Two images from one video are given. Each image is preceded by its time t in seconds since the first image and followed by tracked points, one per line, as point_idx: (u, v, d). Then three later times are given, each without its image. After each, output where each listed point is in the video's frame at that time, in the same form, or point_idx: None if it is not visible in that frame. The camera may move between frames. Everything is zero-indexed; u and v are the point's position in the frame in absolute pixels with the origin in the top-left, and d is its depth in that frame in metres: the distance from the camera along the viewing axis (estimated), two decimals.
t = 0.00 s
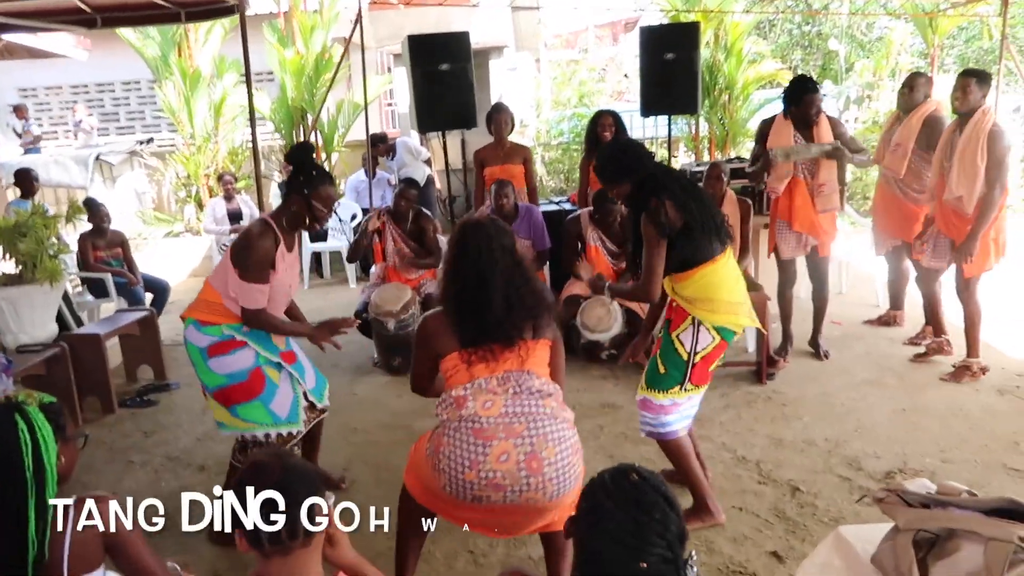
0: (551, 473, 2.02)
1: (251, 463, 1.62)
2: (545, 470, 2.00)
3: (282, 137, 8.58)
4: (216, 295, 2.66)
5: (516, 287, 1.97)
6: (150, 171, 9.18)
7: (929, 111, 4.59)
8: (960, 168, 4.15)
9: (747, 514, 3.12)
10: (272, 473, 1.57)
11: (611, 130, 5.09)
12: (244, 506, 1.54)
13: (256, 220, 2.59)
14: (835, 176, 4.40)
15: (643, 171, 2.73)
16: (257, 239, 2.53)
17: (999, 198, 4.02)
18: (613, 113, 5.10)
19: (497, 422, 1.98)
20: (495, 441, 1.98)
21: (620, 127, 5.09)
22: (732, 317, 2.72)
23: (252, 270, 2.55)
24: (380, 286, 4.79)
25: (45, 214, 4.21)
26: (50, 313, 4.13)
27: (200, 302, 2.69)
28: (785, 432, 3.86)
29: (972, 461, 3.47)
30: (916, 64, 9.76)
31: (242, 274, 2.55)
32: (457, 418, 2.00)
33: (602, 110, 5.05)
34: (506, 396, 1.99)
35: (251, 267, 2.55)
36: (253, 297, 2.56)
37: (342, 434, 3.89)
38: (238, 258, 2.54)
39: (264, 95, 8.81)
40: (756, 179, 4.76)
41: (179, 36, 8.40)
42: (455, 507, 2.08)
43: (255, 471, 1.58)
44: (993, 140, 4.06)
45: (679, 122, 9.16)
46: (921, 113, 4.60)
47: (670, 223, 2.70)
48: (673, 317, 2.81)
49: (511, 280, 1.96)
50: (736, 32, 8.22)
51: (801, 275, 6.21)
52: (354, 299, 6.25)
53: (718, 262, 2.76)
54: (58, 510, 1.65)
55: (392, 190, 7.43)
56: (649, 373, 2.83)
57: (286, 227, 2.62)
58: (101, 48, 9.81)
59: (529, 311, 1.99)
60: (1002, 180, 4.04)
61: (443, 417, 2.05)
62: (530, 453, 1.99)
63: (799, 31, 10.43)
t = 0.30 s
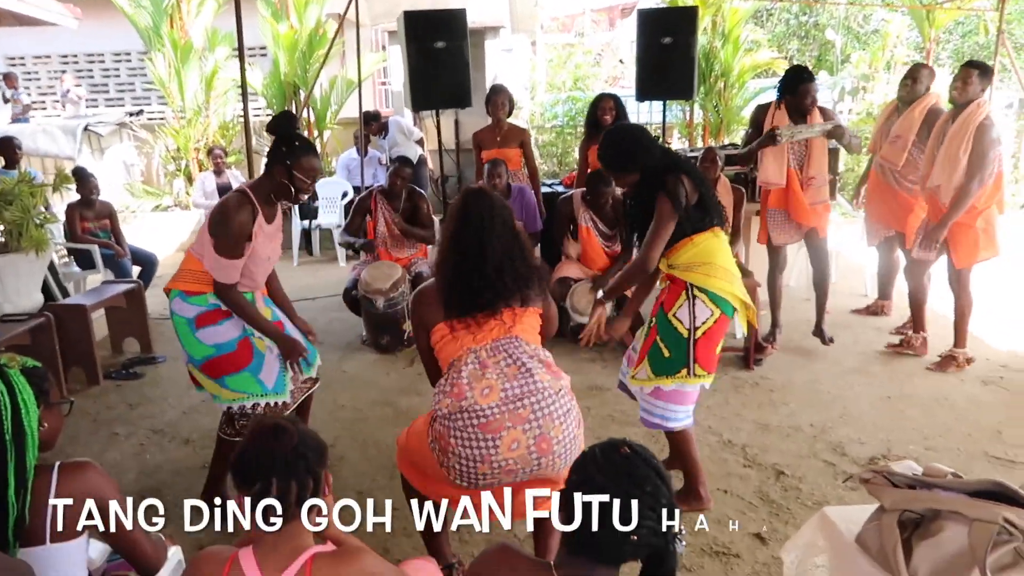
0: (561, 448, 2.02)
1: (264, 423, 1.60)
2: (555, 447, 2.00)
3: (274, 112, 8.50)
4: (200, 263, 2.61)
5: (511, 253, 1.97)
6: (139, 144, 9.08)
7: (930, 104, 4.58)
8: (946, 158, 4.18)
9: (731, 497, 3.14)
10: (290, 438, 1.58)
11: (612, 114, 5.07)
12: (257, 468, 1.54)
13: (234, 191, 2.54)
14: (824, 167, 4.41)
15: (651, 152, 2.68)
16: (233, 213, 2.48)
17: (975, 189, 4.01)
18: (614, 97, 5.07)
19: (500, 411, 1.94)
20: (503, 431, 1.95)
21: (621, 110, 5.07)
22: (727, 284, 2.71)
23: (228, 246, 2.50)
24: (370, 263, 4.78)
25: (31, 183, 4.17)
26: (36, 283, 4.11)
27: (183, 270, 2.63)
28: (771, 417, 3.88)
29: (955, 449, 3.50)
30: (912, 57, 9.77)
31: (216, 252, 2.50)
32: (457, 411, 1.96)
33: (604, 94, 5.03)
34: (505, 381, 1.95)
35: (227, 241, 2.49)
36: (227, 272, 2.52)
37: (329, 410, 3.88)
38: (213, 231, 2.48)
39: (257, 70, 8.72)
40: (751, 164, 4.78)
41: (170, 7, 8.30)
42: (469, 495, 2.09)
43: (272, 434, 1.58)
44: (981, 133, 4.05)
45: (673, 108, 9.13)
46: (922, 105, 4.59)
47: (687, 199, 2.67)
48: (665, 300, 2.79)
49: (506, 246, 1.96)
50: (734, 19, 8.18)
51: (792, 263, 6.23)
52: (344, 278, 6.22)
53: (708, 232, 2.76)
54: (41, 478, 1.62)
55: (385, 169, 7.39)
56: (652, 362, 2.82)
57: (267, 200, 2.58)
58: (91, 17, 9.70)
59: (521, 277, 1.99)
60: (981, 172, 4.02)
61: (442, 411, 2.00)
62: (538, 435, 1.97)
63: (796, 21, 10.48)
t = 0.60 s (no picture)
0: (488, 459, 2.02)
1: (278, 425, 1.64)
2: (481, 457, 2.01)
3: (261, 108, 8.45)
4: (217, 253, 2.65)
5: (485, 243, 2.03)
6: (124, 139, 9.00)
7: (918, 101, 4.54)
8: (931, 156, 4.19)
9: (720, 492, 3.17)
10: (301, 441, 1.62)
11: (600, 111, 5.10)
12: (267, 468, 1.57)
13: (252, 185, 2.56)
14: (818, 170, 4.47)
15: (650, 151, 2.69)
16: (250, 204, 2.49)
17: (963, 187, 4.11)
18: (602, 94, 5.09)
19: (432, 407, 1.96)
20: (430, 428, 1.97)
21: (609, 107, 5.10)
22: (725, 269, 2.81)
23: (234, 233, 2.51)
24: (360, 259, 4.77)
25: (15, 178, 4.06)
26: (21, 281, 4.10)
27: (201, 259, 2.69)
28: (759, 413, 3.91)
29: (940, 444, 3.54)
30: (897, 55, 9.84)
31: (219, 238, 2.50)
32: (393, 398, 1.99)
33: (592, 91, 5.05)
34: (445, 379, 1.96)
35: (235, 227, 2.50)
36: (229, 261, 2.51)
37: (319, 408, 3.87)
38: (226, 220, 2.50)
39: (242, 64, 8.66)
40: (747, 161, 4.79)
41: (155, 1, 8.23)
42: (393, 484, 2.12)
43: (284, 435, 1.61)
44: (964, 133, 4.11)
45: (661, 105, 9.15)
46: (913, 102, 4.56)
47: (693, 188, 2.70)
48: (666, 289, 2.81)
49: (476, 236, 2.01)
50: (722, 16, 8.20)
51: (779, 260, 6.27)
52: (332, 274, 6.20)
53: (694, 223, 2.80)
54: (31, 476, 1.61)
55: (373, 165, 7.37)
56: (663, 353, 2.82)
57: (285, 191, 2.57)
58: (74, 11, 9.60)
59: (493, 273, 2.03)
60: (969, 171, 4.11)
61: (381, 395, 2.03)
62: (465, 441, 1.98)
63: (783, 18, 10.59)
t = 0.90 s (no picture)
0: (468, 459, 2.00)
1: (260, 419, 1.60)
2: (461, 456, 1.99)
3: (258, 105, 8.42)
4: (221, 246, 2.58)
5: (455, 235, 1.99)
6: (120, 136, 8.97)
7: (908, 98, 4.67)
8: (935, 153, 4.18)
9: (719, 487, 3.17)
10: (284, 435, 1.58)
11: (591, 109, 5.07)
12: (251, 463, 1.56)
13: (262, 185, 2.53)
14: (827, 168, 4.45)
15: (639, 141, 2.69)
16: (261, 208, 2.46)
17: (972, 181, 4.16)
18: (593, 91, 5.06)
19: (415, 402, 1.94)
20: (411, 424, 1.95)
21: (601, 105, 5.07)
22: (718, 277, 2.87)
23: (254, 240, 2.48)
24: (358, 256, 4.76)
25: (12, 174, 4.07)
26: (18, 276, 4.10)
27: (204, 250, 2.61)
28: (757, 409, 3.92)
29: (937, 439, 3.55)
30: (894, 53, 9.85)
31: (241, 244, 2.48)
32: (376, 392, 1.97)
33: (582, 89, 5.01)
34: (430, 376, 1.95)
35: (252, 232, 2.46)
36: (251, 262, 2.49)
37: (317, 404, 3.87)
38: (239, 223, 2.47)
39: (239, 62, 8.65)
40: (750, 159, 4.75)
41: None
42: (371, 478, 2.10)
43: (267, 429, 1.58)
44: (965, 128, 4.14)
45: (659, 103, 9.14)
46: (902, 99, 4.67)
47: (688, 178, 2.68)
48: (665, 286, 2.81)
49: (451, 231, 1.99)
50: (718, 14, 8.21)
51: (777, 257, 6.27)
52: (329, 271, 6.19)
53: (695, 228, 2.80)
54: (30, 469, 1.61)
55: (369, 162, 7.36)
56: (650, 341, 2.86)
57: (295, 195, 2.58)
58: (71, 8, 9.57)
59: (470, 270, 2.00)
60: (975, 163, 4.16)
61: (365, 388, 2.01)
62: (446, 439, 1.97)
63: (780, 17, 10.61)
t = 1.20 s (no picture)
0: (443, 427, 2.00)
1: (247, 408, 1.48)
2: (435, 425, 1.99)
3: (265, 97, 8.42)
4: (200, 240, 2.59)
5: (453, 223, 1.98)
6: (127, 128, 8.97)
7: (913, 91, 4.60)
8: (946, 148, 4.16)
9: (726, 480, 3.17)
10: (271, 424, 1.45)
11: (600, 101, 5.05)
12: (239, 453, 1.44)
13: (246, 168, 2.52)
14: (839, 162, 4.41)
15: (649, 119, 2.69)
16: (245, 190, 2.46)
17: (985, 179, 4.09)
18: (600, 83, 5.04)
19: (385, 375, 1.96)
20: (382, 395, 1.97)
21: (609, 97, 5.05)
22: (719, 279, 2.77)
23: (239, 220, 2.49)
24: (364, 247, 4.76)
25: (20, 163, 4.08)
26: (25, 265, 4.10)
27: (181, 244, 2.61)
28: (764, 402, 3.91)
29: (945, 434, 3.54)
30: (903, 48, 9.80)
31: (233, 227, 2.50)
32: (349, 371, 2.01)
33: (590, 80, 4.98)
34: (398, 350, 1.97)
35: (242, 216, 2.48)
36: (243, 246, 2.51)
37: (324, 395, 3.87)
38: (229, 207, 2.49)
39: (246, 54, 8.65)
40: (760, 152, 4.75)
41: None
42: (353, 455, 2.12)
43: (252, 419, 1.45)
44: (979, 123, 4.11)
45: (666, 96, 9.12)
46: (905, 92, 4.61)
47: (676, 179, 2.60)
48: (660, 279, 2.77)
49: (448, 222, 1.97)
50: (726, 8, 8.19)
51: (784, 252, 6.26)
52: (336, 263, 6.19)
53: (698, 227, 2.76)
54: (42, 454, 1.61)
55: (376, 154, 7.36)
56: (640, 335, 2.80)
57: (280, 177, 2.58)
58: None
59: (462, 263, 2.01)
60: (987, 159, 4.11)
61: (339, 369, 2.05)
62: (418, 407, 1.97)
63: (788, 11, 10.57)
